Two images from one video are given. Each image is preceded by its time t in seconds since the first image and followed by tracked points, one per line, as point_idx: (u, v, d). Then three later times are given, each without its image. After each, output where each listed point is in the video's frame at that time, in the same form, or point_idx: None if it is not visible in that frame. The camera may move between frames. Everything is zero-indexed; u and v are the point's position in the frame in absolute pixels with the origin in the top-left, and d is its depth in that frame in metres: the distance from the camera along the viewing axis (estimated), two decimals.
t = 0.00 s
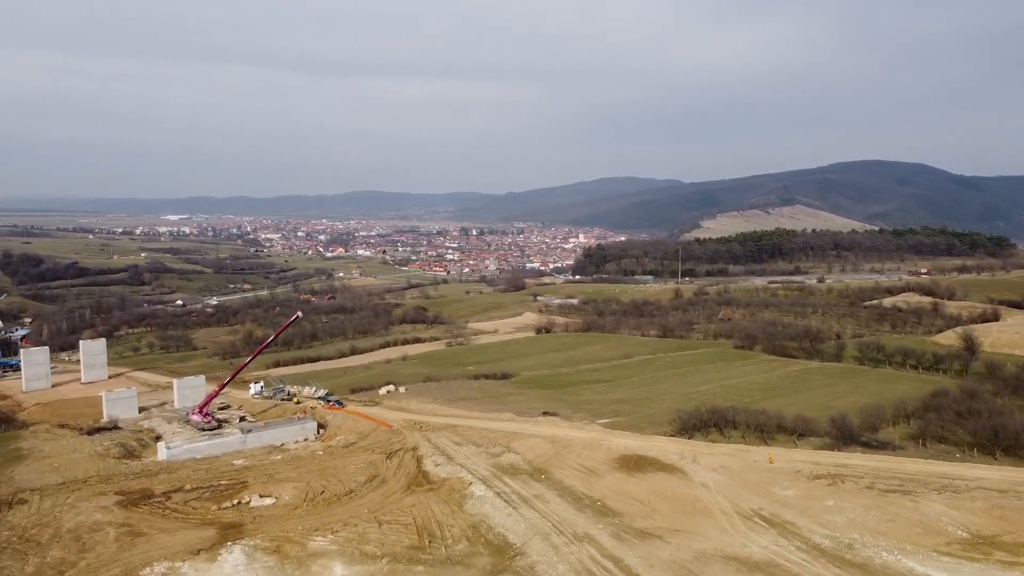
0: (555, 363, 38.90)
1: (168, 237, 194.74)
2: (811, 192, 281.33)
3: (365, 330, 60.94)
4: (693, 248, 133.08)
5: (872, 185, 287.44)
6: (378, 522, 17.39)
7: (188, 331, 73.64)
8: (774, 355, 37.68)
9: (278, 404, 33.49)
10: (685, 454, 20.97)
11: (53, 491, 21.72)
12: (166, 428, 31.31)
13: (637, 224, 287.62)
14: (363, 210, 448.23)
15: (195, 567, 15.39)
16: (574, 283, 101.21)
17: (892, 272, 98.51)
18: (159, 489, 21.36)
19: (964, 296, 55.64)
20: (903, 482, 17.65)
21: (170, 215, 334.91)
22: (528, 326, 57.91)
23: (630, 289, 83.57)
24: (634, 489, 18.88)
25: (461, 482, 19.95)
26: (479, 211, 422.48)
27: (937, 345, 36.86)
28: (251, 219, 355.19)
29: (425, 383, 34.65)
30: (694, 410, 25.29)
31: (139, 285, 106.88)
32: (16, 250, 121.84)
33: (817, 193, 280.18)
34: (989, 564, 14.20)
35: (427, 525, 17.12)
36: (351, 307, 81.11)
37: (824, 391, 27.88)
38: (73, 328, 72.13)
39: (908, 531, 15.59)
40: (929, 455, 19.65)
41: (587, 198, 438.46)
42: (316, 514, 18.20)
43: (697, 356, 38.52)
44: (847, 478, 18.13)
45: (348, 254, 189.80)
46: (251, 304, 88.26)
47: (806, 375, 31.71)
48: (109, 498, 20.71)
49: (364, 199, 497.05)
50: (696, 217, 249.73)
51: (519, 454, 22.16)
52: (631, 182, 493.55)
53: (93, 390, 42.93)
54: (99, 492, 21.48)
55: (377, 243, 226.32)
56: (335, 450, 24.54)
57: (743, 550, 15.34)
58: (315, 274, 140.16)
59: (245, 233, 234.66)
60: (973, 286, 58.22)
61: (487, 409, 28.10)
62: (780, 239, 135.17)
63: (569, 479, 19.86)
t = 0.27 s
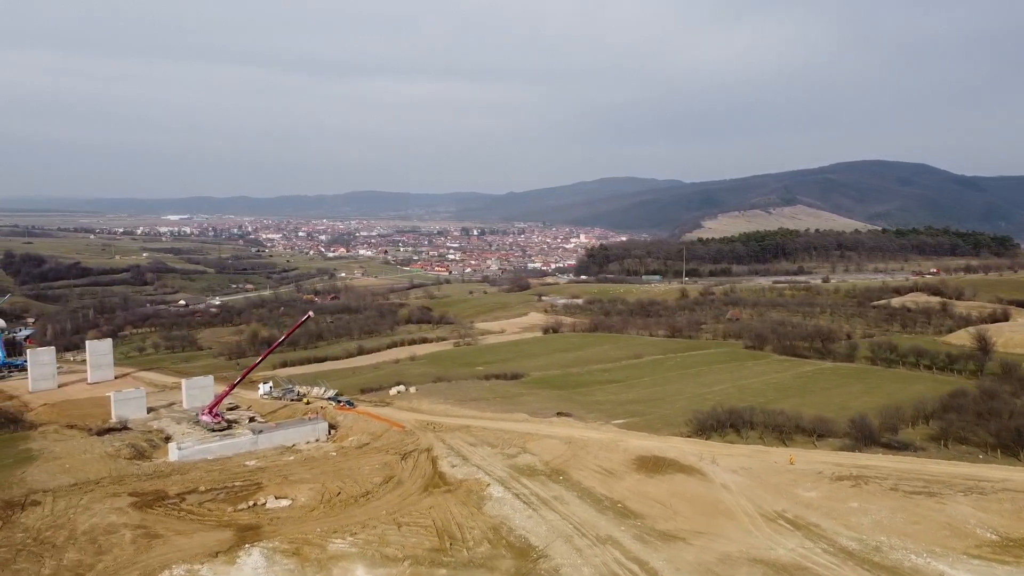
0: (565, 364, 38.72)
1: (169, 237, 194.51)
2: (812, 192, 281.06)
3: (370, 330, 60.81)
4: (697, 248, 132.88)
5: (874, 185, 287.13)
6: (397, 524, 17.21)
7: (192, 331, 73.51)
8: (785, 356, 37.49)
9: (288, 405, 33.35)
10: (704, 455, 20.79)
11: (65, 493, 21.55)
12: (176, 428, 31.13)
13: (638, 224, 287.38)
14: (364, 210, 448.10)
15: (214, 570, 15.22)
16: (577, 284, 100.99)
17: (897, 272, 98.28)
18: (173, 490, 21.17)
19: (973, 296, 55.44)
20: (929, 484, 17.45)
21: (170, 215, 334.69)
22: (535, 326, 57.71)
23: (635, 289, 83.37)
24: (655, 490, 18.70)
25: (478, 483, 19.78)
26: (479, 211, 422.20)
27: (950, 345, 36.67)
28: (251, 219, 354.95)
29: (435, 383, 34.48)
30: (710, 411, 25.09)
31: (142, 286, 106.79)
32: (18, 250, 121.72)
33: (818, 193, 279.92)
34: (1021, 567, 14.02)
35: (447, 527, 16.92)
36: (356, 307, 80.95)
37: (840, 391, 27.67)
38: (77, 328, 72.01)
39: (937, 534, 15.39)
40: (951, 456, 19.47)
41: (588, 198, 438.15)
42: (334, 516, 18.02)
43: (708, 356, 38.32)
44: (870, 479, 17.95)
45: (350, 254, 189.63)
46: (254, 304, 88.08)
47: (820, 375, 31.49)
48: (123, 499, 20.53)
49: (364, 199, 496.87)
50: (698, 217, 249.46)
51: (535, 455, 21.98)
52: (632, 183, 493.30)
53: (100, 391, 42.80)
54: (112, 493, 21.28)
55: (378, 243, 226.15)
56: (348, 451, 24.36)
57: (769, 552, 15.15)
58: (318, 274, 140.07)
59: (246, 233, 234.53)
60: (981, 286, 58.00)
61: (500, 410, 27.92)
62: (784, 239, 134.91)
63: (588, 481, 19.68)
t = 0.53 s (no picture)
0: (574, 364, 38.51)
1: (170, 237, 194.29)
2: (813, 192, 280.84)
3: (376, 330, 60.61)
4: (700, 248, 132.65)
5: (876, 185, 286.78)
6: (417, 526, 17.03)
7: (196, 330, 73.34)
8: (796, 356, 37.30)
9: (298, 405, 33.15)
10: (723, 456, 20.58)
11: (78, 494, 21.37)
12: (185, 429, 30.93)
13: (639, 224, 287.17)
14: (364, 211, 447.97)
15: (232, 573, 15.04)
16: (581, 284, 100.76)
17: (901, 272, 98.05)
18: (187, 492, 20.99)
19: (981, 296, 55.22)
20: (954, 486, 17.25)
21: (170, 215, 334.52)
22: (541, 326, 57.49)
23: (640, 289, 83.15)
24: (675, 492, 18.50)
25: (495, 485, 19.59)
26: (480, 211, 421.95)
27: (962, 345, 36.48)
28: (251, 219, 354.68)
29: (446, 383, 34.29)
30: (726, 411, 24.87)
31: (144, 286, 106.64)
32: (20, 250, 121.55)
33: (819, 193, 279.66)
34: None
35: (467, 530, 16.73)
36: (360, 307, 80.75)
37: (855, 391, 27.44)
38: (81, 328, 71.85)
39: (964, 536, 15.23)
40: (974, 457, 19.27)
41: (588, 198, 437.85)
42: (352, 518, 17.83)
43: (718, 356, 38.10)
44: (895, 481, 17.74)
45: (351, 254, 189.43)
46: (258, 304, 87.90)
47: (833, 375, 31.26)
48: (136, 501, 20.34)
49: (365, 199, 496.74)
50: (699, 217, 249.19)
51: (551, 457, 21.78)
52: (633, 183, 492.97)
53: (106, 391, 42.60)
54: (126, 494, 21.10)
55: (379, 243, 225.98)
56: (361, 452, 24.17)
57: (796, 555, 14.96)
58: (320, 274, 139.92)
59: (247, 233, 234.38)
60: (990, 287, 57.75)
61: (513, 410, 27.72)
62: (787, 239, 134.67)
63: (607, 482, 19.48)
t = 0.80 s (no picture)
0: (584, 364, 38.31)
1: (171, 237, 194.23)
2: (815, 192, 280.68)
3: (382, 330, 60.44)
4: (703, 248, 132.48)
5: (877, 185, 286.55)
6: (437, 528, 16.85)
7: (200, 330, 73.20)
8: (808, 356, 37.10)
9: (308, 405, 32.99)
10: (743, 457, 20.37)
11: (92, 496, 21.20)
12: (195, 430, 30.74)
13: (640, 224, 287.03)
14: (365, 211, 447.95)
15: None
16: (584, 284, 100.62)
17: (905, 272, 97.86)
18: (201, 493, 20.80)
19: (989, 296, 54.98)
20: (981, 488, 17.04)
21: (170, 214, 334.55)
22: (548, 326, 57.29)
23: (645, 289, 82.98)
24: (697, 493, 18.29)
25: (514, 486, 19.40)
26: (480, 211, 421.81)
27: (975, 345, 36.28)
28: (251, 218, 354.73)
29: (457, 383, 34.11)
30: (742, 412, 24.68)
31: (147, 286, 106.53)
32: (22, 250, 121.47)
33: (821, 193, 279.47)
34: None
35: (488, 532, 16.54)
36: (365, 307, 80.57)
37: (871, 392, 27.25)
38: (85, 328, 71.71)
39: (993, 540, 15.04)
40: (998, 459, 19.06)
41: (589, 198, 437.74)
42: (370, 520, 17.64)
43: (729, 357, 37.92)
44: (920, 482, 17.53)
45: (352, 254, 189.34)
46: (262, 304, 87.74)
47: (847, 376, 31.05)
48: (151, 503, 20.15)
49: (366, 199, 496.74)
50: (701, 217, 249.02)
51: (568, 458, 21.59)
52: (633, 183, 492.77)
53: (113, 391, 42.42)
54: (140, 496, 20.92)
55: (381, 243, 225.94)
56: (374, 454, 23.96)
57: (823, 558, 14.76)
58: (322, 274, 139.82)
59: (248, 233, 234.33)
60: (998, 287, 57.51)
61: (526, 411, 27.53)
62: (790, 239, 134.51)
63: (626, 483, 19.30)
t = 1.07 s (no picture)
0: (594, 364, 38.11)
1: (172, 237, 194.02)
2: (816, 192, 280.46)
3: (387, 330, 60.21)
4: (706, 248, 132.27)
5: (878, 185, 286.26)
6: (457, 530, 16.66)
7: (204, 330, 73.01)
8: (819, 356, 36.89)
9: (317, 406, 32.78)
10: (763, 458, 20.16)
11: (105, 497, 21.02)
12: (204, 430, 30.54)
13: (641, 224, 286.84)
14: (365, 211, 447.88)
15: None
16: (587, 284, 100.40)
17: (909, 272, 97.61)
18: (214, 495, 20.60)
19: (997, 296, 54.75)
20: (1007, 489, 16.84)
21: (170, 214, 334.43)
22: (554, 326, 57.07)
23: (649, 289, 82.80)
24: (719, 495, 18.08)
25: (532, 487, 19.22)
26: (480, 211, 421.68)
27: (987, 345, 36.09)
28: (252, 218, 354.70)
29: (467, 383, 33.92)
30: (758, 412, 24.50)
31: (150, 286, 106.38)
32: (24, 250, 121.29)
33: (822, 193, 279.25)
34: None
35: (509, 534, 16.34)
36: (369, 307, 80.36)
37: (887, 392, 27.04)
38: (89, 328, 71.53)
39: None
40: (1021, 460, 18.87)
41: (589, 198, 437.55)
42: (389, 522, 17.45)
43: (739, 356, 37.74)
44: (945, 484, 17.34)
45: (354, 254, 189.17)
46: (266, 304, 87.55)
47: (861, 376, 30.83)
48: (165, 504, 19.96)
49: (366, 199, 496.61)
50: (702, 217, 248.78)
51: (585, 458, 21.39)
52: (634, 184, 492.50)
53: (120, 391, 42.22)
54: (153, 497, 20.73)
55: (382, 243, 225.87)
56: (388, 454, 23.76)
57: (852, 561, 14.56)
58: (325, 274, 139.71)
59: (249, 233, 234.22)
60: (1006, 287, 57.30)
61: (539, 411, 27.32)
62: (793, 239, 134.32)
63: (645, 485, 19.10)
